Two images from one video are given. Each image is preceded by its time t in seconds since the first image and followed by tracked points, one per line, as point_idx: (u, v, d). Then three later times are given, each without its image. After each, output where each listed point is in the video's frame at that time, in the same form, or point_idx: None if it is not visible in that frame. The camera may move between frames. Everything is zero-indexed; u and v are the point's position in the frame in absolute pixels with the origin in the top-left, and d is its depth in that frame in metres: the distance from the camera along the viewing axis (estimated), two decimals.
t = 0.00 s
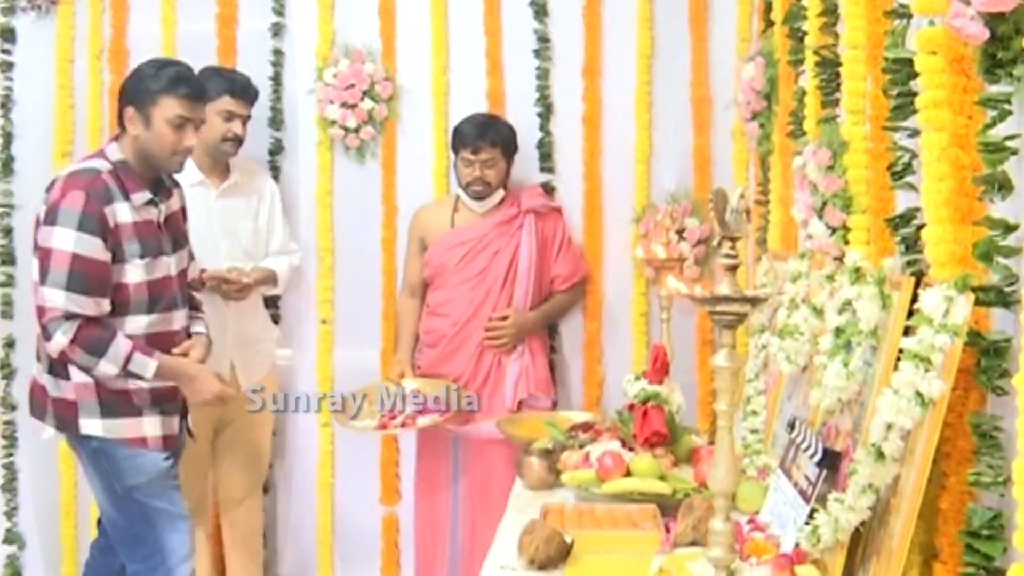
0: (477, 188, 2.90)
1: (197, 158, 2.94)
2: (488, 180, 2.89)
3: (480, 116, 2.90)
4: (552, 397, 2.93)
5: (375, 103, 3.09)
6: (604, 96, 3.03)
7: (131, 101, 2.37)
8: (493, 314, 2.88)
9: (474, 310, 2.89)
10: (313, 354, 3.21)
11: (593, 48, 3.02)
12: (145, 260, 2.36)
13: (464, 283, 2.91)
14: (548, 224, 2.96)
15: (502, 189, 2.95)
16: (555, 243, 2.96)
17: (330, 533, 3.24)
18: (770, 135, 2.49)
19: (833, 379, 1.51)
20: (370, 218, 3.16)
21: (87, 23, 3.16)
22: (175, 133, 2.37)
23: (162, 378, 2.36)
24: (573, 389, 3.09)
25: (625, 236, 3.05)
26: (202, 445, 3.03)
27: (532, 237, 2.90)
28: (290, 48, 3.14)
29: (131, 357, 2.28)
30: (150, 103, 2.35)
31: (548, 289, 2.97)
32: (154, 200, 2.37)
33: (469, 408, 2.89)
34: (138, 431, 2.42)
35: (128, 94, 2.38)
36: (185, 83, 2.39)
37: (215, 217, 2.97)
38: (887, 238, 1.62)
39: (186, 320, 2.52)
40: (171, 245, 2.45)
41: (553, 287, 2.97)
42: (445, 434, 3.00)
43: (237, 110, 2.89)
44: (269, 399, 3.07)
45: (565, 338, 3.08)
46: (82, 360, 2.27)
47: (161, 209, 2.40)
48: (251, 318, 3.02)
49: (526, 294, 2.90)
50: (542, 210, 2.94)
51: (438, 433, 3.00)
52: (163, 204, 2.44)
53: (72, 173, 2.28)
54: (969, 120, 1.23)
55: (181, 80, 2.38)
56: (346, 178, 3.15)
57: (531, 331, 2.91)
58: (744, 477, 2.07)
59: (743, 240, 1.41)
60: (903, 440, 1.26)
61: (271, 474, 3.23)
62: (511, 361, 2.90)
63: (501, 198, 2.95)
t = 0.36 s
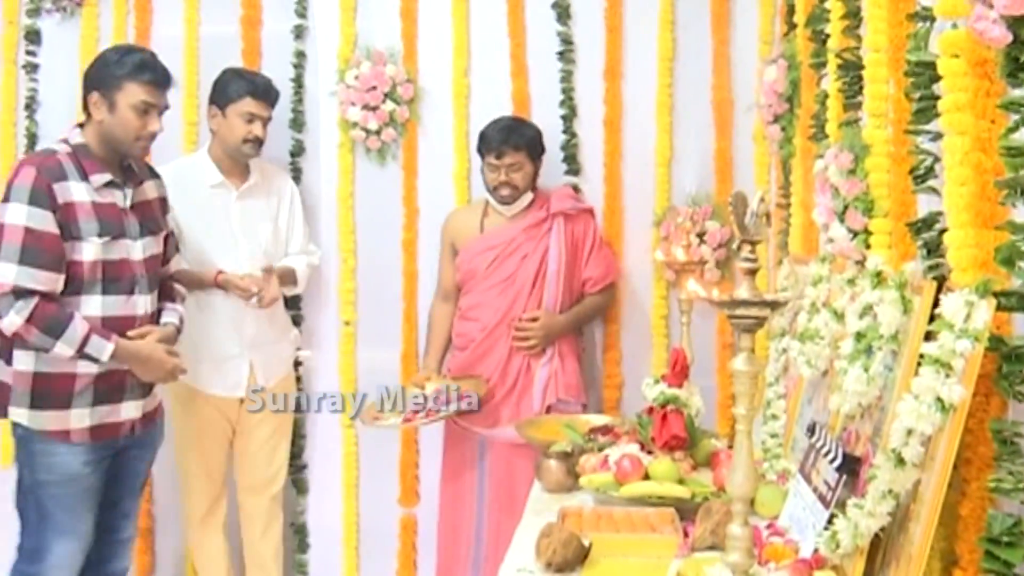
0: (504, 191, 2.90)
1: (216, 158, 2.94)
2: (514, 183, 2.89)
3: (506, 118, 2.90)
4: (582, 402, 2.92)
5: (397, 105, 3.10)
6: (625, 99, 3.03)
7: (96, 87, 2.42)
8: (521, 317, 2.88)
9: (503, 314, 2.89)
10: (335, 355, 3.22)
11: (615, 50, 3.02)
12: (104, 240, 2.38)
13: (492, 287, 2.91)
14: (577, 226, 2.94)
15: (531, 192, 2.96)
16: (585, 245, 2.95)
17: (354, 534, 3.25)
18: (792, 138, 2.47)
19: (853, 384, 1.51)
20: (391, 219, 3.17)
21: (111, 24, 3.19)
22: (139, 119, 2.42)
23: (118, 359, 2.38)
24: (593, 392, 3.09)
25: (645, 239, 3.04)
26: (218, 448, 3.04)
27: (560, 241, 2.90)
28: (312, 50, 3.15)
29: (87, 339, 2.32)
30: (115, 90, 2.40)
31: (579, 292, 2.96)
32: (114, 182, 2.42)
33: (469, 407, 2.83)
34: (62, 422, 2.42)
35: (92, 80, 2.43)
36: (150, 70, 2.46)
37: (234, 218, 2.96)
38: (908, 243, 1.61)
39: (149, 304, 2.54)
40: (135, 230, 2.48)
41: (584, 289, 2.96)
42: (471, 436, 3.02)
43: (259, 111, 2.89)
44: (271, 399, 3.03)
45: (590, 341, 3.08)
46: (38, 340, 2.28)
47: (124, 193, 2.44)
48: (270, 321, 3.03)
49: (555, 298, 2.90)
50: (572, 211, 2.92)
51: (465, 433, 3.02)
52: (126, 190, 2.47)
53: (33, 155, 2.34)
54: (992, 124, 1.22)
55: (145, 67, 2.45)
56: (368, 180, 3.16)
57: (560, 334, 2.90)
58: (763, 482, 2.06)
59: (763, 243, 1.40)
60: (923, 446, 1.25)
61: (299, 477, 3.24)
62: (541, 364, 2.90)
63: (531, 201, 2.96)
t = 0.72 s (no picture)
0: (511, 196, 2.91)
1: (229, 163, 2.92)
2: (521, 187, 2.89)
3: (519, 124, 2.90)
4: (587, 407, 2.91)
5: (399, 108, 3.10)
6: (627, 101, 3.03)
7: (35, 89, 2.41)
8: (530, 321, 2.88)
9: (512, 318, 2.90)
10: (338, 357, 3.22)
11: (618, 52, 3.02)
12: (39, 240, 2.38)
13: (501, 291, 2.92)
14: (590, 232, 2.93)
15: (541, 195, 2.95)
16: (597, 251, 2.94)
17: (357, 535, 3.25)
18: (795, 140, 2.48)
19: (855, 386, 1.50)
20: (394, 222, 3.17)
21: (114, 26, 3.20)
22: (79, 122, 2.41)
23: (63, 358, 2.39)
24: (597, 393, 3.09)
25: (648, 241, 3.04)
26: (223, 448, 3.04)
27: (571, 247, 2.90)
28: (317, 52, 3.16)
29: (25, 339, 2.32)
30: (54, 92, 2.39)
31: (589, 297, 2.96)
32: (50, 183, 2.42)
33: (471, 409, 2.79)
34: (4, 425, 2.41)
35: (32, 82, 2.42)
36: (91, 74, 2.45)
37: (246, 223, 2.94)
38: (910, 244, 1.61)
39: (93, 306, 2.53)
40: (75, 231, 2.47)
41: (596, 294, 2.96)
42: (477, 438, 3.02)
43: (273, 118, 2.87)
44: (271, 398, 3.02)
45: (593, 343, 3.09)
46: None
47: (61, 193, 2.44)
48: (279, 325, 3.03)
49: (564, 303, 2.90)
50: (585, 217, 2.91)
51: (473, 435, 3.02)
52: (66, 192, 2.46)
53: None
54: (993, 126, 1.22)
55: (87, 71, 2.44)
56: (371, 182, 3.16)
57: (568, 340, 2.90)
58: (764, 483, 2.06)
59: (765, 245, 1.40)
60: (925, 447, 1.25)
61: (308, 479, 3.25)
62: (547, 369, 2.91)
63: (541, 204, 2.95)
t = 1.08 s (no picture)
0: (511, 194, 2.91)
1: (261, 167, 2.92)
2: (522, 186, 2.90)
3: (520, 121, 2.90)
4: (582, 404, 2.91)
5: (394, 105, 3.10)
6: (621, 98, 3.03)
7: None
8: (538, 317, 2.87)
9: (507, 315, 2.90)
10: (333, 356, 3.22)
11: (612, 49, 3.01)
12: None
13: (495, 289, 2.92)
14: (583, 229, 2.94)
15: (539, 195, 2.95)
16: (590, 248, 2.95)
17: (350, 531, 3.25)
18: (788, 135, 2.48)
19: (849, 381, 1.51)
20: (389, 220, 3.17)
21: (107, 26, 3.21)
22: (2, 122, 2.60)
23: (42, 337, 2.62)
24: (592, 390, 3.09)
25: (642, 237, 3.04)
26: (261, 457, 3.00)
27: (564, 244, 2.91)
28: (313, 51, 3.15)
29: None
30: None
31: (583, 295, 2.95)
32: None
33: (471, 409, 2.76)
34: None
35: None
36: (13, 76, 2.66)
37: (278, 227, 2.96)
38: (903, 240, 1.61)
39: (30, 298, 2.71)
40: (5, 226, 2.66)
41: (588, 292, 2.95)
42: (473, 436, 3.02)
43: (311, 123, 2.89)
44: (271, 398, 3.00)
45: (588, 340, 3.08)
46: None
47: None
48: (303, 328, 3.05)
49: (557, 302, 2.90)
50: (579, 215, 2.93)
51: (469, 433, 3.02)
52: None
53: None
54: (986, 120, 1.23)
55: (9, 72, 2.65)
56: (365, 179, 3.16)
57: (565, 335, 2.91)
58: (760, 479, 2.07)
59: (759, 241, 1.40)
60: (919, 442, 1.25)
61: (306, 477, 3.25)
62: (542, 367, 2.90)
63: (537, 204, 2.95)
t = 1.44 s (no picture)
0: (507, 184, 2.90)
1: (311, 173, 2.87)
2: (518, 177, 2.90)
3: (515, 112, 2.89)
4: (575, 397, 2.91)
5: (385, 101, 3.09)
6: (613, 93, 3.03)
7: None
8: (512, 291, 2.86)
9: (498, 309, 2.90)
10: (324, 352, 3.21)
11: (603, 44, 3.02)
12: None
13: (485, 283, 2.93)
14: (573, 222, 2.95)
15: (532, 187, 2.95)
16: (580, 240, 2.96)
17: (337, 526, 3.25)
18: (781, 130, 2.48)
19: (841, 375, 1.51)
20: (380, 216, 3.16)
21: (97, 21, 3.21)
22: None
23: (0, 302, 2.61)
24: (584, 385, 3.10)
25: (634, 233, 3.04)
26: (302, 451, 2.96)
27: (555, 237, 2.92)
28: (304, 46, 3.16)
29: None
30: None
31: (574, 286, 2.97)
32: None
33: (470, 406, 2.87)
34: None
35: None
36: None
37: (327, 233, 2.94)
38: (895, 233, 1.62)
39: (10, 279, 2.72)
40: None
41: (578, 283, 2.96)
42: (466, 431, 3.02)
43: (361, 130, 2.86)
44: (271, 398, 2.92)
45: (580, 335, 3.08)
46: None
47: None
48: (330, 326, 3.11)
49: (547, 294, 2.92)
50: (568, 208, 2.94)
51: (461, 428, 3.03)
52: None
53: None
54: (977, 114, 1.22)
55: None
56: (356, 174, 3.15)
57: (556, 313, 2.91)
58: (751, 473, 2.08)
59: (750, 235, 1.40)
60: (911, 436, 1.25)
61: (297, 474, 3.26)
62: (534, 360, 2.91)
63: (530, 196, 2.95)
